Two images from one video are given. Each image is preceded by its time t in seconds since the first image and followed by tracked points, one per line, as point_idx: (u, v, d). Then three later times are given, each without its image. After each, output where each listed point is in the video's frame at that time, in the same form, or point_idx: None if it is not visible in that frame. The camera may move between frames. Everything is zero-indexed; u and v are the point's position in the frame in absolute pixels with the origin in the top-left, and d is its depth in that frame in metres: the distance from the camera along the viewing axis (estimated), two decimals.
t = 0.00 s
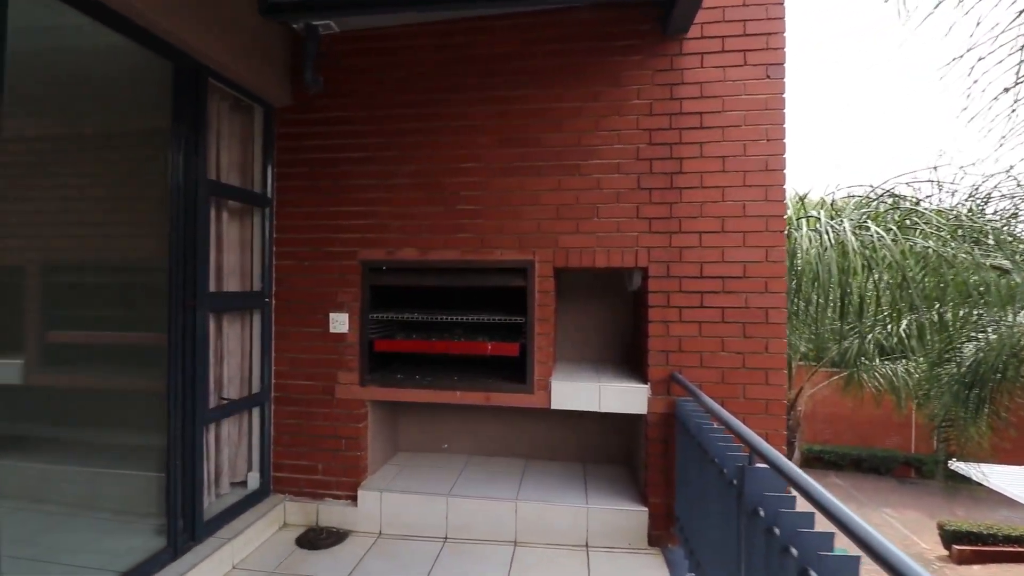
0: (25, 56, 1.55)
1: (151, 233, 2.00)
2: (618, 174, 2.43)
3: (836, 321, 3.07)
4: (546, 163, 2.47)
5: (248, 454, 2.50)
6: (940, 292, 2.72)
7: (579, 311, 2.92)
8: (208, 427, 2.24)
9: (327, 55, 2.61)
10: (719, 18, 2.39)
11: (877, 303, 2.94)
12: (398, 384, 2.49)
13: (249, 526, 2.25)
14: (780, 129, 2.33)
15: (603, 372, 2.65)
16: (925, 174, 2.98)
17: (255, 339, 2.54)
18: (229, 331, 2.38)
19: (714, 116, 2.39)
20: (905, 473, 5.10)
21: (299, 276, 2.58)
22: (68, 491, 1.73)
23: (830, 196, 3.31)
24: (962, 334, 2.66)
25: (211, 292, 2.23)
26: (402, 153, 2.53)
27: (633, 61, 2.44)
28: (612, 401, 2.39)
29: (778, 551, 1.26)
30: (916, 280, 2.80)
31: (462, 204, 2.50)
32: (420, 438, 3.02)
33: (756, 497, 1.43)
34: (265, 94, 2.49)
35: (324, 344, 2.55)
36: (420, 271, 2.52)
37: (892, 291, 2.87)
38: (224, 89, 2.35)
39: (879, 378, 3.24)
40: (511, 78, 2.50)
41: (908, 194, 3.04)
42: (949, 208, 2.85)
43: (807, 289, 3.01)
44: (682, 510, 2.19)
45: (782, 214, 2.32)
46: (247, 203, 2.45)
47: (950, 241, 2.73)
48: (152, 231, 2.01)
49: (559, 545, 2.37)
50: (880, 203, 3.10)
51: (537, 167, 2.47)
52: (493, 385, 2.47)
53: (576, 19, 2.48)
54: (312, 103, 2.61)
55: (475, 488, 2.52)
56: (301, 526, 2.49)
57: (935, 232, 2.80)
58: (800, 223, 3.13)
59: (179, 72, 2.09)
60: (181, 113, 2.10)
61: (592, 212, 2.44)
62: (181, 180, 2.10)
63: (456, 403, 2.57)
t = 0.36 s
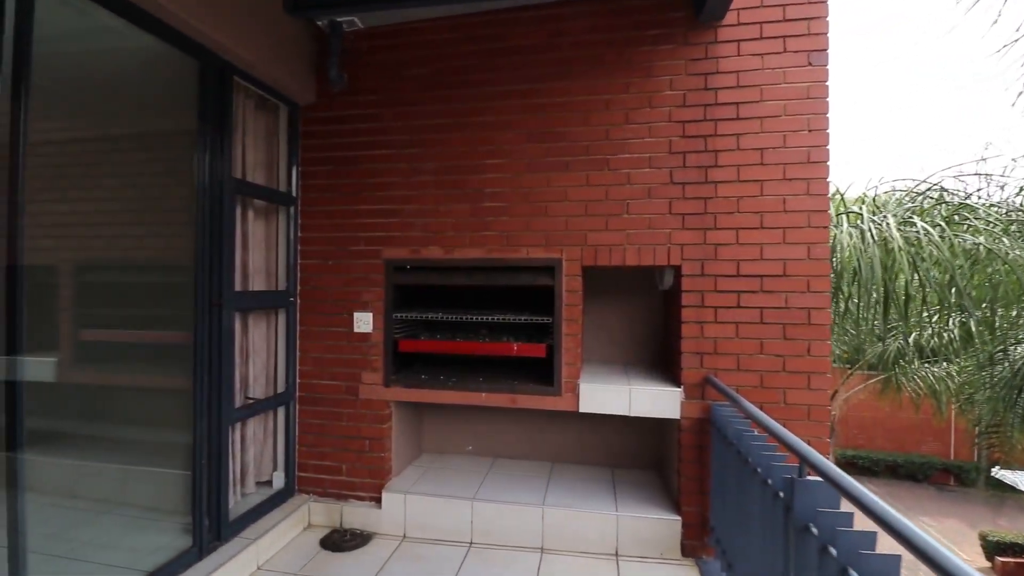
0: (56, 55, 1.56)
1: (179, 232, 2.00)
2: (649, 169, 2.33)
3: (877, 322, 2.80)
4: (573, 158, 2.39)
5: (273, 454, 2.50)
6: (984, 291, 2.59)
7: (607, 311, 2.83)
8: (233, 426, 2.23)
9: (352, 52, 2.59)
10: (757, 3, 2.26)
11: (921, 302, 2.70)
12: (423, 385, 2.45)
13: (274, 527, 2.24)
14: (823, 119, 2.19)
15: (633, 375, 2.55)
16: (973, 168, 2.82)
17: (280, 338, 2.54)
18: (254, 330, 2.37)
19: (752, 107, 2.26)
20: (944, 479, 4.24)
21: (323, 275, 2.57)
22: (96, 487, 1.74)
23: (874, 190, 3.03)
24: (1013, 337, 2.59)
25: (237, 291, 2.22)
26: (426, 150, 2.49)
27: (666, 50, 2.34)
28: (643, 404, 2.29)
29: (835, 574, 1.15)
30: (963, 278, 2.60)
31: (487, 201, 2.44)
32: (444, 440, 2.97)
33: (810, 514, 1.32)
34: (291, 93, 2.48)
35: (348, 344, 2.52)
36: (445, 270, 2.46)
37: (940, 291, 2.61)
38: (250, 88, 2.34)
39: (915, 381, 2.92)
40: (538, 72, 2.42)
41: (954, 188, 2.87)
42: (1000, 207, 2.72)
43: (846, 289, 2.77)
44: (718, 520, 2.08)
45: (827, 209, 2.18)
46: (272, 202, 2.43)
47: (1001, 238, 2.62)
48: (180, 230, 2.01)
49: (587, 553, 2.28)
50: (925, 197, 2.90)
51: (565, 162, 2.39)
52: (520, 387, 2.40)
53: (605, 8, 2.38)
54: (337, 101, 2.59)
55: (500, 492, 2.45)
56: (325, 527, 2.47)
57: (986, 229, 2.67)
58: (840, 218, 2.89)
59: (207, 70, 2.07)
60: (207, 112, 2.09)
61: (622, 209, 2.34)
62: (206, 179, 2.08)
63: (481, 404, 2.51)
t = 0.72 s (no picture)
0: (88, 58, 1.57)
1: (207, 233, 2.02)
2: (679, 166, 2.24)
3: (919, 324, 2.65)
4: (600, 155, 2.32)
5: (298, 454, 2.50)
6: None
7: (635, 313, 2.75)
8: (259, 427, 2.23)
9: (375, 52, 2.58)
10: None
11: (968, 304, 2.53)
12: (446, 387, 2.41)
13: (299, 528, 2.24)
14: (866, 111, 2.06)
15: (662, 379, 2.47)
16: None
17: (305, 339, 2.54)
18: (279, 331, 2.38)
19: (789, 99, 2.15)
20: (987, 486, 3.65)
21: (347, 276, 2.56)
22: (125, 485, 1.76)
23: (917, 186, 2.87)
24: None
25: (262, 292, 2.22)
26: (449, 149, 2.46)
27: (697, 42, 2.24)
28: (673, 409, 2.21)
29: None
30: (1014, 277, 2.43)
31: (511, 200, 2.39)
32: (467, 442, 2.94)
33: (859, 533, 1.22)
34: (315, 93, 2.48)
35: (371, 345, 2.51)
36: (469, 270, 2.43)
37: (988, 292, 2.45)
38: (275, 89, 2.35)
39: (956, 387, 2.71)
40: (563, 67, 2.36)
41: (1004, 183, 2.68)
42: None
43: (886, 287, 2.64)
44: (753, 532, 1.98)
45: (870, 205, 2.06)
46: (296, 203, 2.44)
47: None
48: (208, 231, 2.02)
49: (615, 562, 2.21)
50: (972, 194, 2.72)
51: (591, 159, 2.32)
52: (545, 390, 2.34)
53: None
54: (361, 101, 2.58)
55: (525, 498, 2.40)
56: (349, 529, 2.46)
57: None
58: (881, 214, 2.76)
59: (232, 71, 2.08)
60: (233, 114, 2.09)
61: (651, 207, 2.26)
62: (231, 180, 2.09)
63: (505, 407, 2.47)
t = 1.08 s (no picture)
0: (118, 61, 1.59)
1: (234, 234, 2.03)
2: (710, 160, 2.16)
3: (965, 325, 2.48)
4: (627, 150, 2.25)
5: (322, 454, 2.51)
6: None
7: (662, 313, 2.67)
8: (284, 426, 2.24)
9: (399, 50, 2.56)
10: None
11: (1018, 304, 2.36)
12: (470, 389, 2.38)
13: (323, 527, 2.25)
14: (912, 100, 1.94)
15: (692, 382, 2.39)
16: None
17: (329, 338, 2.54)
18: (304, 330, 2.39)
19: (828, 89, 2.04)
20: None
21: (371, 276, 2.56)
22: (156, 481, 1.79)
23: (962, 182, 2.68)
24: None
25: (287, 291, 2.23)
26: (473, 147, 2.43)
27: (729, 31, 2.15)
28: (704, 414, 2.13)
29: None
30: None
31: (536, 198, 2.34)
32: (491, 444, 2.90)
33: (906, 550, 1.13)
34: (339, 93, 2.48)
35: (395, 345, 2.50)
36: (492, 270, 2.39)
37: None
38: (300, 90, 2.36)
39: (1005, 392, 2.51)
40: (588, 61, 2.30)
41: None
42: None
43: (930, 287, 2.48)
44: (789, 543, 1.88)
45: (917, 200, 1.93)
46: (321, 203, 2.45)
47: None
48: (235, 232, 2.04)
49: (643, 571, 2.14)
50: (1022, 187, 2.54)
51: (618, 155, 2.26)
52: (571, 392, 2.29)
53: None
54: (385, 100, 2.57)
55: (550, 502, 2.35)
56: (373, 529, 2.46)
57: None
58: (922, 210, 2.61)
59: (257, 72, 2.09)
60: (258, 114, 2.11)
61: (680, 203, 2.19)
62: (257, 181, 2.10)
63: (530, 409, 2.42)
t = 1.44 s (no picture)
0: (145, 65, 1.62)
1: (259, 235, 2.04)
2: (741, 155, 2.06)
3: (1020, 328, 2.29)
4: (653, 146, 2.17)
5: (345, 454, 2.52)
6: None
7: (691, 315, 2.58)
8: (307, 426, 2.25)
9: (420, 49, 2.55)
10: None
11: None
12: (492, 391, 2.34)
13: (345, 528, 2.25)
14: (963, 87, 1.80)
15: (723, 387, 2.29)
16: None
17: (352, 339, 2.55)
18: (327, 331, 2.40)
19: (869, 78, 1.92)
20: None
21: (393, 277, 2.55)
22: (186, 479, 1.83)
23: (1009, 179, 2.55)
24: None
25: (309, 293, 2.25)
26: (495, 145, 2.39)
27: (761, 19, 2.05)
28: (736, 420, 2.04)
29: None
30: None
31: (559, 196, 2.29)
32: (514, 447, 2.86)
33: None
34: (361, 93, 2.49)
35: (417, 346, 2.48)
36: (515, 270, 2.35)
37: None
38: (323, 92, 2.37)
39: None
40: (613, 55, 2.24)
41: None
42: None
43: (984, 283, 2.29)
44: (828, 560, 1.78)
45: (970, 194, 1.79)
46: (344, 204, 2.45)
47: None
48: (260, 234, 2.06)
49: None
50: None
51: (643, 151, 2.19)
52: (595, 396, 2.22)
53: None
54: (407, 100, 2.56)
55: (573, 509, 2.29)
56: (395, 531, 2.45)
57: None
58: (971, 205, 2.44)
59: (280, 73, 2.10)
60: (282, 116, 2.12)
61: (710, 201, 2.10)
62: (281, 183, 2.11)
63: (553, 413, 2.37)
